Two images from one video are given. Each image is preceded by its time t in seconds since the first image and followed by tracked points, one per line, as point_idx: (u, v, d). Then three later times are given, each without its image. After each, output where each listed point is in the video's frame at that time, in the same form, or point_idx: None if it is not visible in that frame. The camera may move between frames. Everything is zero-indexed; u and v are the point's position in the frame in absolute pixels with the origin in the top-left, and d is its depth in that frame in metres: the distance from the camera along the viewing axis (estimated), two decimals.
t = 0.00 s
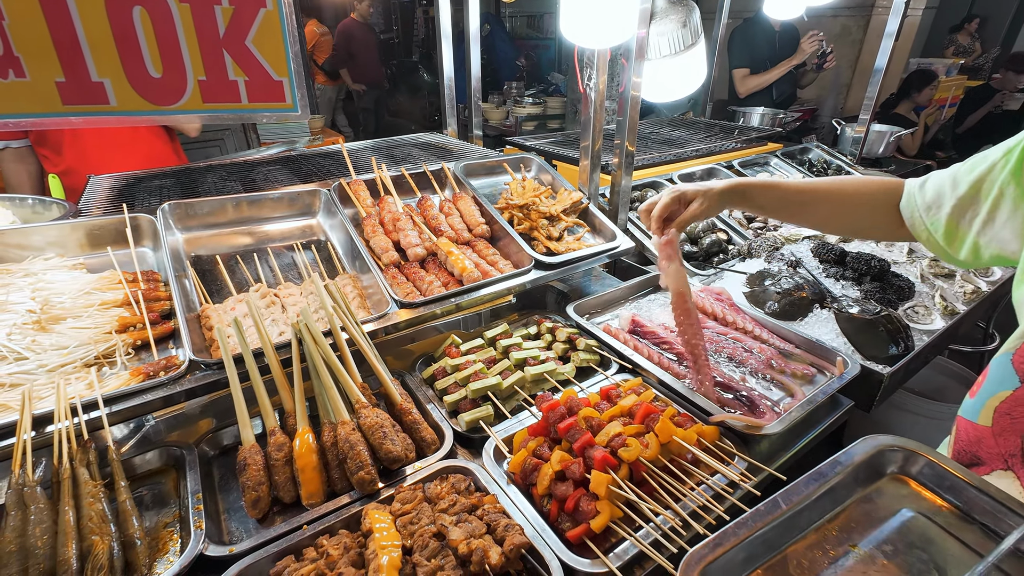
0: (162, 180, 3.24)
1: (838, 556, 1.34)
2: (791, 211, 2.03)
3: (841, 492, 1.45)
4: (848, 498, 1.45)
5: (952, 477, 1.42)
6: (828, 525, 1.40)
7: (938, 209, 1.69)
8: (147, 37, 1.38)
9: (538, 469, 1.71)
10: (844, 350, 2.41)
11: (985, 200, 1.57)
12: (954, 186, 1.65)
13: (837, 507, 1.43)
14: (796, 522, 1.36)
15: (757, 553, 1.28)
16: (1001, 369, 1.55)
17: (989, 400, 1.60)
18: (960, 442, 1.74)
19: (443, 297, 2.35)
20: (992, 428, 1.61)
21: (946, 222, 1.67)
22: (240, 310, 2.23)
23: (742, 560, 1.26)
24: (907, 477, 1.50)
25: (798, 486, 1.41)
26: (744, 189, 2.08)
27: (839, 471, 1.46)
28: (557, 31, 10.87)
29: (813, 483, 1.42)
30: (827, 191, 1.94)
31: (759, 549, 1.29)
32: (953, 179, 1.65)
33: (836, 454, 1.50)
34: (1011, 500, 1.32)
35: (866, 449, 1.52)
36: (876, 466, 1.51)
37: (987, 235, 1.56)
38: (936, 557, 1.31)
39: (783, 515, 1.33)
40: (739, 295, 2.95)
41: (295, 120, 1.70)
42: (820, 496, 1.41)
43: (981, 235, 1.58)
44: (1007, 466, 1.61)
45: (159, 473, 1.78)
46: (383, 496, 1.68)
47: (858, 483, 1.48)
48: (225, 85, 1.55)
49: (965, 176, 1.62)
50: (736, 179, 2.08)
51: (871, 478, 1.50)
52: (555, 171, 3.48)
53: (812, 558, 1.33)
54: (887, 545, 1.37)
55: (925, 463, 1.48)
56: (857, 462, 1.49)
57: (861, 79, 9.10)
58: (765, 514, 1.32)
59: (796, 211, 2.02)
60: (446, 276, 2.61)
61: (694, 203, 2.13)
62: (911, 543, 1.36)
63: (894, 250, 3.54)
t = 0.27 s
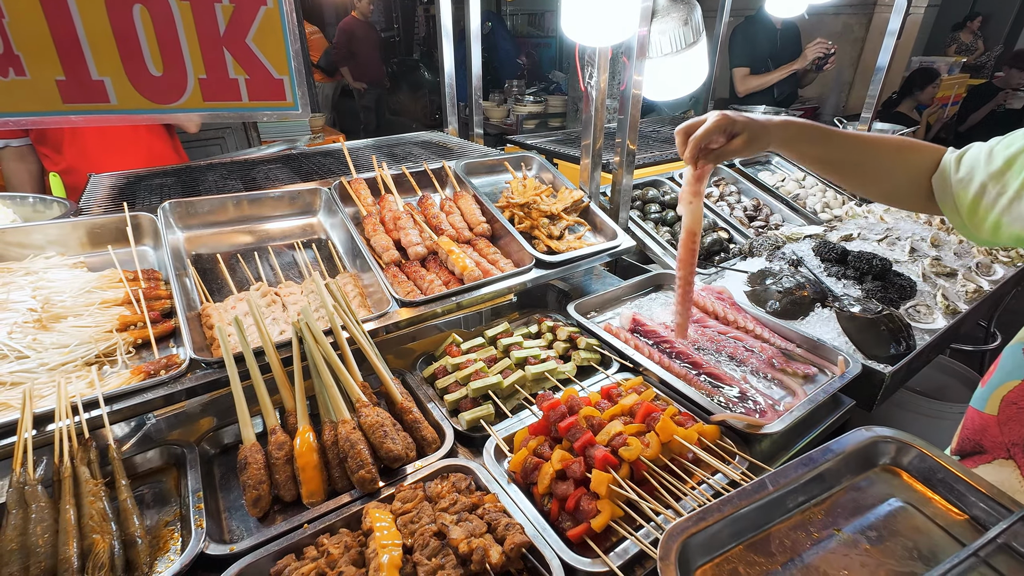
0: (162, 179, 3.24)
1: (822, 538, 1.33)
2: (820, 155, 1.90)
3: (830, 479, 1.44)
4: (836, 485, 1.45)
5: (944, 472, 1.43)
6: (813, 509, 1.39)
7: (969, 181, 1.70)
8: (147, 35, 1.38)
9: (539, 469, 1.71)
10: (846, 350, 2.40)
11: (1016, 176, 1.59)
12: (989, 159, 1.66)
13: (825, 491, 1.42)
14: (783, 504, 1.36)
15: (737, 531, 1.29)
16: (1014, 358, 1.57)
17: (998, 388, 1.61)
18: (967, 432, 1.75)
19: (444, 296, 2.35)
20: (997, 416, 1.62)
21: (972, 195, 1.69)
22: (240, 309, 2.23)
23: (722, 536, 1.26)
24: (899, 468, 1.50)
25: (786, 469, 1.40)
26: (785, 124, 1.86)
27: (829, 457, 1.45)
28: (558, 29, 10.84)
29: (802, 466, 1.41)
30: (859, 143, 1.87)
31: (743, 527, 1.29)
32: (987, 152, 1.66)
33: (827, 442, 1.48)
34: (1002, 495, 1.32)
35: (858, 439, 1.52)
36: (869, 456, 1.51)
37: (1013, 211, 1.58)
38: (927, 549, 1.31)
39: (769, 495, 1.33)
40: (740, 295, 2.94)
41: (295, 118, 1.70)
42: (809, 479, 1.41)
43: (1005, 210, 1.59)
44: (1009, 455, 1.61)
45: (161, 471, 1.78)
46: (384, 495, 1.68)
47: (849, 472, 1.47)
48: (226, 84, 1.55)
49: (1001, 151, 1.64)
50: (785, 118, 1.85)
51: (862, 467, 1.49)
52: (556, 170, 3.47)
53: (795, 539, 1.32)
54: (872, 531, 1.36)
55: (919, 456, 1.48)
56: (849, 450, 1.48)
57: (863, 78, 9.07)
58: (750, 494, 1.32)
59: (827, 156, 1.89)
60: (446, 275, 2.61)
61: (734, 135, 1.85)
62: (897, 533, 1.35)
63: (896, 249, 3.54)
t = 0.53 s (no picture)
0: (160, 179, 3.24)
1: (809, 537, 1.33)
2: (831, 102, 1.98)
3: (822, 480, 1.44)
4: (826, 485, 1.45)
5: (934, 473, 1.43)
6: (802, 508, 1.39)
7: (974, 158, 1.62)
8: (141, 37, 1.37)
9: (534, 469, 1.71)
10: (842, 350, 2.41)
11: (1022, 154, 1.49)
12: (998, 136, 1.55)
13: (815, 490, 1.43)
14: (772, 502, 1.36)
15: (725, 527, 1.30)
16: (1015, 357, 1.53)
17: (998, 388, 1.57)
18: (965, 434, 1.70)
19: (441, 297, 2.35)
20: (994, 416, 1.58)
21: (973, 169, 1.62)
22: (237, 310, 2.24)
23: (709, 532, 1.27)
24: (891, 471, 1.50)
25: (777, 468, 1.40)
26: (795, 67, 2.02)
27: (821, 457, 1.45)
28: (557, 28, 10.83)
29: (793, 466, 1.41)
30: (874, 96, 1.90)
31: (730, 524, 1.31)
32: (1001, 124, 1.55)
33: (820, 442, 1.48)
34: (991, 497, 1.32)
35: (853, 439, 1.52)
36: (861, 457, 1.51)
37: (1013, 195, 1.51)
38: (914, 549, 1.31)
39: (759, 493, 1.34)
40: (737, 295, 2.94)
41: (290, 120, 1.69)
42: (799, 479, 1.41)
43: (1005, 193, 1.53)
44: (1001, 456, 1.57)
45: (157, 473, 1.78)
46: (379, 496, 1.68)
47: (840, 472, 1.47)
48: (220, 86, 1.55)
49: (1016, 124, 1.51)
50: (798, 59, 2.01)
51: (854, 469, 1.49)
52: (553, 170, 3.48)
53: (781, 537, 1.33)
54: (859, 531, 1.36)
55: (911, 459, 1.48)
56: (841, 451, 1.48)
57: (861, 77, 9.06)
58: (739, 491, 1.33)
59: (836, 103, 1.96)
60: (443, 275, 2.61)
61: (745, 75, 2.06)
62: (886, 535, 1.35)
63: (893, 249, 3.54)
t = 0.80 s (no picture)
0: (150, 181, 3.22)
1: (793, 543, 1.34)
2: (822, 80, 1.94)
3: (806, 489, 1.44)
4: (811, 491, 1.45)
5: (921, 479, 1.42)
6: (787, 514, 1.40)
7: (964, 148, 1.60)
8: (125, 39, 1.36)
9: (524, 473, 1.71)
10: (833, 351, 2.42)
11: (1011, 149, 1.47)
12: (990, 126, 1.53)
13: (801, 496, 1.43)
14: (757, 507, 1.37)
15: (709, 533, 1.30)
16: (1002, 361, 1.53)
17: (987, 391, 1.56)
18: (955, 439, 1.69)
19: (432, 299, 2.35)
20: (980, 419, 1.57)
21: (962, 161, 1.60)
22: (226, 314, 2.23)
23: (693, 538, 1.28)
24: (877, 476, 1.50)
25: (762, 474, 1.40)
26: (788, 43, 1.96)
27: (807, 463, 1.44)
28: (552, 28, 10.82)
29: (779, 472, 1.41)
30: (865, 77, 1.87)
31: (715, 529, 1.31)
32: (993, 118, 1.53)
33: (807, 449, 1.48)
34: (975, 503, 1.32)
35: (838, 444, 1.52)
36: (847, 463, 1.51)
37: (999, 187, 1.50)
38: (899, 555, 1.32)
39: (744, 498, 1.34)
40: (729, 296, 2.95)
41: (278, 123, 1.67)
42: (785, 484, 1.41)
43: (993, 186, 1.51)
44: (985, 460, 1.55)
45: (144, 479, 1.77)
46: (368, 501, 1.67)
47: (826, 477, 1.48)
48: (207, 89, 1.52)
49: (1007, 119, 1.50)
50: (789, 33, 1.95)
51: (841, 474, 1.50)
52: (546, 172, 3.47)
53: (765, 543, 1.33)
54: (844, 538, 1.36)
55: (897, 465, 1.48)
56: (828, 457, 1.48)
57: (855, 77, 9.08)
58: (725, 497, 1.33)
59: (827, 82, 1.92)
60: (435, 278, 2.60)
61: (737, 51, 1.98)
62: (872, 541, 1.36)
63: (885, 249, 3.55)
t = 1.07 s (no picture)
0: (131, 187, 3.16)
1: (763, 538, 1.34)
2: (801, 83, 1.95)
3: (777, 485, 1.46)
4: (783, 487, 1.47)
5: (893, 476, 1.44)
6: (758, 509, 1.41)
7: (931, 151, 1.68)
8: (97, 44, 1.33)
9: (509, 477, 1.70)
10: (815, 350, 2.45)
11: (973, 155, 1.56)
12: (953, 131, 1.62)
13: (772, 492, 1.45)
14: (728, 503, 1.39)
15: (680, 529, 1.32)
16: (967, 360, 1.54)
17: (953, 391, 1.57)
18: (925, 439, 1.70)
19: (418, 303, 2.34)
20: (948, 420, 1.58)
21: (928, 165, 1.69)
22: (207, 321, 2.20)
23: (665, 534, 1.30)
24: (847, 471, 1.52)
25: (733, 470, 1.43)
26: (768, 45, 1.96)
27: (776, 459, 1.47)
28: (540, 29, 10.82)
29: (749, 468, 1.44)
30: (843, 80, 1.89)
31: (686, 526, 1.33)
32: (955, 124, 1.62)
33: (777, 445, 1.50)
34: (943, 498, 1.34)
35: (809, 441, 1.54)
36: (818, 459, 1.53)
37: (962, 189, 1.59)
38: (866, 548, 1.33)
39: (714, 495, 1.36)
40: (713, 296, 2.97)
41: (258, 128, 1.64)
42: (755, 481, 1.43)
43: (957, 187, 1.60)
44: (953, 460, 1.56)
45: (123, 490, 1.75)
46: (353, 508, 1.66)
47: (798, 474, 1.49)
48: (183, 94, 1.49)
49: (968, 125, 1.58)
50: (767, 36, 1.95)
51: (812, 470, 1.52)
52: (531, 174, 3.48)
53: (736, 538, 1.34)
54: (813, 531, 1.37)
55: (866, 460, 1.50)
56: (798, 453, 1.50)
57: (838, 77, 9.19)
58: (695, 494, 1.36)
59: (806, 86, 1.94)
60: (419, 282, 2.59)
61: (719, 55, 1.95)
62: (840, 534, 1.37)
63: (866, 248, 3.60)
